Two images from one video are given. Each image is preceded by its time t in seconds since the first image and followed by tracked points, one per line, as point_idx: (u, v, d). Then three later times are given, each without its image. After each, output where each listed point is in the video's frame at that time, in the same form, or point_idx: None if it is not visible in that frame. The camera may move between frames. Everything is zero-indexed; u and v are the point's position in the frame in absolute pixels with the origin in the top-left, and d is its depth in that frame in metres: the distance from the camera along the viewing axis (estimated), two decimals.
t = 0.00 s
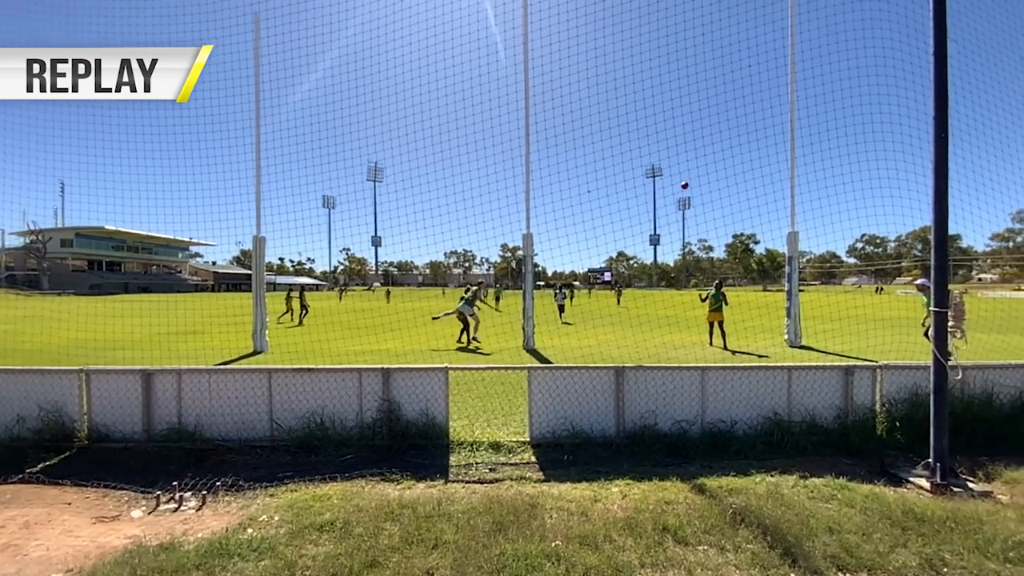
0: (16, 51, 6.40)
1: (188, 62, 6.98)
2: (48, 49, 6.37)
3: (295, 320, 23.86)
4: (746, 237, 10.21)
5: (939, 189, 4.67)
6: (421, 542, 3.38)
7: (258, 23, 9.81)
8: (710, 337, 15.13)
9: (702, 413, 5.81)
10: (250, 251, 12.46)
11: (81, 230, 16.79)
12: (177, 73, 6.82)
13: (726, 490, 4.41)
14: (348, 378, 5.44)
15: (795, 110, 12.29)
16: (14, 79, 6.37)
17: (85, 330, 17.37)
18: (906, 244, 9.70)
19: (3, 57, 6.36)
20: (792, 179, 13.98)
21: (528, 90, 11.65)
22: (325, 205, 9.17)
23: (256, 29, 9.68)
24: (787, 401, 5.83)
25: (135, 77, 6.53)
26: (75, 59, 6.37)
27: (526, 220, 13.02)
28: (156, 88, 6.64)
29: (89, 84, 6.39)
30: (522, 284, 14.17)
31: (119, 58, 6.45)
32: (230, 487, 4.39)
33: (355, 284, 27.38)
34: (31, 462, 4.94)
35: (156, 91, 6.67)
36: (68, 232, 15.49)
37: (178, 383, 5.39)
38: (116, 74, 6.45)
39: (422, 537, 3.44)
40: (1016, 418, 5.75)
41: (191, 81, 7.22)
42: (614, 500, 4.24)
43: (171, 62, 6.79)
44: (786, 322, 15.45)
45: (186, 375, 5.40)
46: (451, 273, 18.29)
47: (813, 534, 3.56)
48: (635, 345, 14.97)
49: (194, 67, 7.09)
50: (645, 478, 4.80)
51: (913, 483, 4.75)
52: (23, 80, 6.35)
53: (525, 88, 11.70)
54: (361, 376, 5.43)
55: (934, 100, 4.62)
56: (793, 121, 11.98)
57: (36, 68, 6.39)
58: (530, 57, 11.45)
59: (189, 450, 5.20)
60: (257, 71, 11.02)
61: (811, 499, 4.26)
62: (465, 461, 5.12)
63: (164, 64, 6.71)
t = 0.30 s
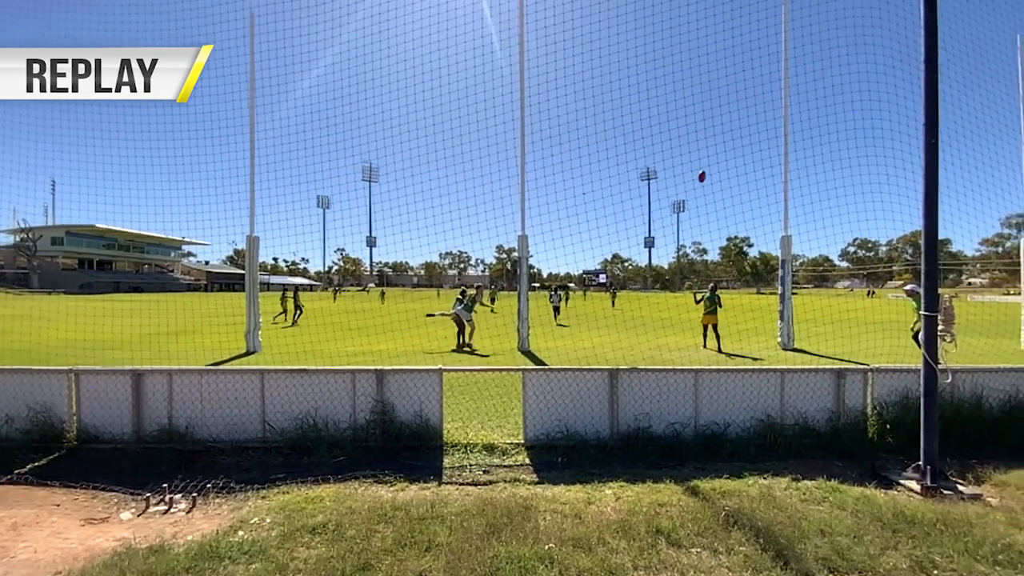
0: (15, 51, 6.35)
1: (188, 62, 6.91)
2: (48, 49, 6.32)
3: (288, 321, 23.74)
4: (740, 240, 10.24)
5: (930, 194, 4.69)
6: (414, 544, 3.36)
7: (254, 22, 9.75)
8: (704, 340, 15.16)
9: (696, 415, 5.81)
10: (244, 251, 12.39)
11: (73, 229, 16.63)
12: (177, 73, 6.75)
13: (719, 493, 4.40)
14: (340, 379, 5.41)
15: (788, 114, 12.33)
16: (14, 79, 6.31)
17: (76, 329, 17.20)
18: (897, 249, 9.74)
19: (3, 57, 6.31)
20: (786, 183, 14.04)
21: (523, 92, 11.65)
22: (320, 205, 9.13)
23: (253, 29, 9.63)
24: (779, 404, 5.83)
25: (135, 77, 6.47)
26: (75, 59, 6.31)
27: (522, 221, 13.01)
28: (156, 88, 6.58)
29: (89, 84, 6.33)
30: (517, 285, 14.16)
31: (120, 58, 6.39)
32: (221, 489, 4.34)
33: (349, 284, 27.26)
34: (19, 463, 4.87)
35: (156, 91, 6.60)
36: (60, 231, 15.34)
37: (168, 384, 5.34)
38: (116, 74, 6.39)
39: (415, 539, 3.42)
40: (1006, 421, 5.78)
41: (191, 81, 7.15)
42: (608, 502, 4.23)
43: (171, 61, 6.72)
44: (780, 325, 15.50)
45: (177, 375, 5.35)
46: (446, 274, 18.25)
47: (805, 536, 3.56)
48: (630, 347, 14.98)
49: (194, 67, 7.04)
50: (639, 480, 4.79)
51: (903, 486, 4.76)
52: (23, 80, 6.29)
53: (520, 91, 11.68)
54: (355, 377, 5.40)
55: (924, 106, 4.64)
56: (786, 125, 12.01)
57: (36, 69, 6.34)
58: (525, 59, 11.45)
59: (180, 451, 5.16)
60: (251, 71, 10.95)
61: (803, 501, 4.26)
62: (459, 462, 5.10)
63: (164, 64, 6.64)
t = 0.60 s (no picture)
0: (16, 51, 6.28)
1: (189, 62, 6.82)
2: (48, 49, 6.26)
3: (281, 322, 23.61)
4: (733, 243, 10.26)
5: (918, 199, 4.71)
6: (406, 548, 3.33)
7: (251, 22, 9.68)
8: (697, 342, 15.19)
9: (689, 417, 5.80)
10: (236, 252, 12.31)
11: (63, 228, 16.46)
12: (178, 73, 6.67)
13: (711, 495, 4.40)
14: (333, 381, 5.37)
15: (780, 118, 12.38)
16: (14, 79, 6.25)
17: (65, 330, 17.02)
18: (888, 252, 9.80)
19: (4, 57, 6.25)
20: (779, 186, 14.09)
21: (518, 94, 11.65)
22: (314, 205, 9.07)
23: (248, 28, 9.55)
24: (771, 406, 5.84)
25: (135, 77, 6.40)
26: (76, 59, 6.25)
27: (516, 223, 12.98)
28: (156, 88, 6.51)
29: (89, 84, 6.27)
30: (511, 287, 14.13)
31: (120, 58, 6.32)
32: (210, 493, 4.30)
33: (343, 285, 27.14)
34: (6, 466, 4.81)
35: (156, 92, 6.52)
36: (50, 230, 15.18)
37: (158, 386, 5.29)
38: (116, 75, 6.33)
39: (407, 542, 3.40)
40: (993, 424, 5.80)
41: (191, 81, 7.08)
42: (601, 505, 4.21)
43: (172, 61, 6.63)
44: (773, 327, 15.57)
45: (167, 378, 5.29)
46: (440, 276, 18.20)
47: (796, 538, 3.56)
48: (623, 350, 14.98)
49: (195, 67, 6.93)
50: (632, 482, 4.78)
51: (893, 488, 4.78)
52: (24, 80, 6.22)
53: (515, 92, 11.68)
54: (348, 379, 5.37)
55: (913, 112, 4.67)
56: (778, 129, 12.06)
57: (36, 69, 6.27)
58: (520, 61, 11.45)
59: (169, 453, 5.10)
60: (245, 71, 10.88)
61: (794, 503, 4.26)
62: (451, 465, 5.07)
63: (165, 64, 6.56)
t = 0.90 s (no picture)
0: (15, 51, 6.20)
1: (189, 61, 6.75)
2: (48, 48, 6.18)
3: (272, 323, 23.44)
4: (725, 247, 10.29)
5: (905, 205, 4.74)
6: (397, 552, 3.30)
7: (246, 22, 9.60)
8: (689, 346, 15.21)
9: (680, 420, 5.80)
10: (227, 252, 12.21)
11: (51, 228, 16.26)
12: (178, 73, 6.59)
13: (703, 498, 4.39)
14: (324, 383, 5.32)
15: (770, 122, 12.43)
16: (13, 79, 6.17)
17: (52, 332, 16.79)
18: (876, 256, 9.85)
19: (3, 57, 6.17)
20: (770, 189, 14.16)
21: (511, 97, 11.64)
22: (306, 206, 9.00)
23: (243, 28, 9.48)
24: (762, 409, 5.84)
25: (135, 77, 6.33)
26: (76, 59, 6.18)
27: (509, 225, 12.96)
28: (157, 88, 6.43)
29: (89, 85, 6.20)
30: (504, 290, 14.10)
31: (119, 58, 6.25)
32: (198, 497, 4.24)
33: (335, 287, 27.00)
34: None
35: (156, 92, 6.44)
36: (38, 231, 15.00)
37: (145, 389, 5.22)
38: (116, 74, 6.26)
39: (398, 547, 3.36)
40: (979, 428, 5.82)
41: (191, 81, 7.00)
42: (593, 509, 4.19)
43: (172, 61, 6.54)
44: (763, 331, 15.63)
45: (154, 380, 5.22)
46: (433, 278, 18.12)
47: (786, 541, 3.56)
48: (616, 353, 14.97)
49: (195, 67, 6.84)
50: (624, 486, 4.76)
51: (881, 490, 4.79)
52: (23, 80, 6.14)
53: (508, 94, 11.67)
54: (339, 382, 5.33)
55: (901, 118, 4.69)
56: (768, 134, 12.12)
57: (36, 69, 6.19)
58: (513, 63, 11.44)
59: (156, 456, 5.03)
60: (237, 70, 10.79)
61: (784, 506, 4.26)
62: (444, 468, 5.04)
63: (165, 63, 6.48)
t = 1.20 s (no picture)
0: (15, 50, 6.10)
1: (189, 61, 6.62)
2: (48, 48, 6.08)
3: (260, 326, 23.23)
4: (714, 252, 10.33)
5: (887, 211, 4.77)
6: (384, 559, 3.25)
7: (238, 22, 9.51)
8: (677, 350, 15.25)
9: (670, 424, 5.79)
10: (213, 254, 12.09)
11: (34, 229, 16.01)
12: (178, 73, 6.45)
13: (691, 502, 4.38)
14: (311, 388, 5.26)
15: (757, 129, 12.56)
16: (13, 79, 6.07)
17: (35, 335, 16.51)
18: (860, 262, 9.96)
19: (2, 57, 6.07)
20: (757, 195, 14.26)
21: (501, 101, 11.65)
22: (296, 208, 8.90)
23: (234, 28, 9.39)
24: (750, 414, 5.85)
25: (135, 77, 6.23)
26: (75, 59, 6.08)
27: (500, 229, 12.94)
28: (157, 88, 6.33)
29: (89, 85, 6.10)
30: (494, 293, 14.07)
31: (119, 58, 6.16)
32: (180, 504, 4.16)
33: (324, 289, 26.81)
34: None
35: (156, 92, 6.34)
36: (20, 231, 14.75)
37: (127, 393, 5.13)
38: (116, 74, 6.16)
39: (385, 554, 3.32)
40: (959, 431, 5.88)
41: (192, 81, 6.87)
42: (582, 513, 4.16)
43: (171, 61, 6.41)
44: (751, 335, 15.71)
45: (136, 385, 5.14)
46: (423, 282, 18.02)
47: (772, 544, 3.55)
48: (605, 356, 14.97)
49: (195, 67, 6.72)
50: (612, 490, 4.74)
51: (865, 493, 4.81)
52: (23, 80, 6.04)
53: (499, 98, 11.67)
54: (326, 386, 5.27)
55: (882, 126, 4.73)
56: (755, 142, 12.23)
57: (36, 69, 6.09)
58: (504, 67, 11.44)
59: (139, 462, 4.94)
60: (226, 70, 10.68)
61: (770, 509, 4.26)
62: (432, 473, 4.99)
63: (165, 64, 6.36)
